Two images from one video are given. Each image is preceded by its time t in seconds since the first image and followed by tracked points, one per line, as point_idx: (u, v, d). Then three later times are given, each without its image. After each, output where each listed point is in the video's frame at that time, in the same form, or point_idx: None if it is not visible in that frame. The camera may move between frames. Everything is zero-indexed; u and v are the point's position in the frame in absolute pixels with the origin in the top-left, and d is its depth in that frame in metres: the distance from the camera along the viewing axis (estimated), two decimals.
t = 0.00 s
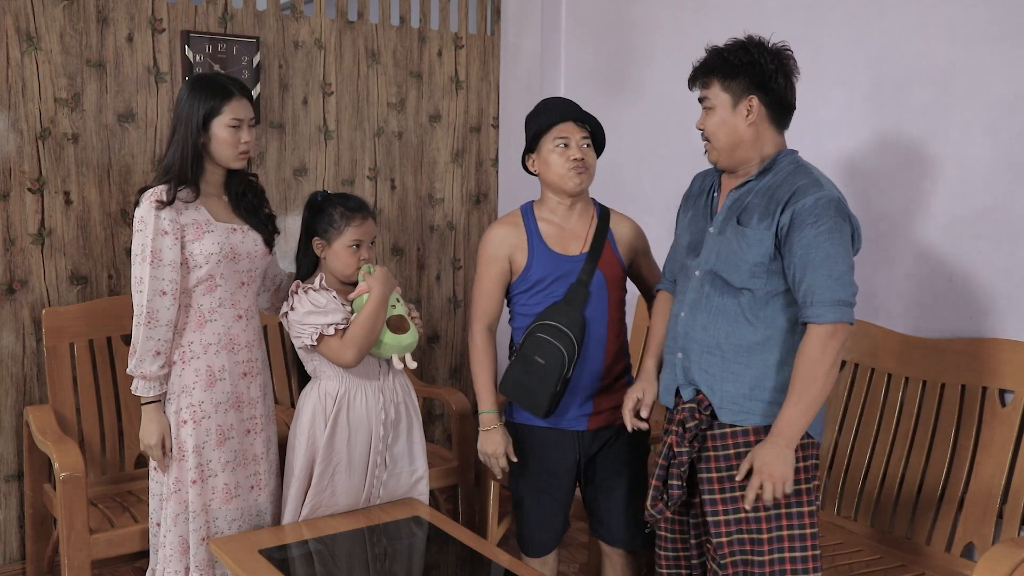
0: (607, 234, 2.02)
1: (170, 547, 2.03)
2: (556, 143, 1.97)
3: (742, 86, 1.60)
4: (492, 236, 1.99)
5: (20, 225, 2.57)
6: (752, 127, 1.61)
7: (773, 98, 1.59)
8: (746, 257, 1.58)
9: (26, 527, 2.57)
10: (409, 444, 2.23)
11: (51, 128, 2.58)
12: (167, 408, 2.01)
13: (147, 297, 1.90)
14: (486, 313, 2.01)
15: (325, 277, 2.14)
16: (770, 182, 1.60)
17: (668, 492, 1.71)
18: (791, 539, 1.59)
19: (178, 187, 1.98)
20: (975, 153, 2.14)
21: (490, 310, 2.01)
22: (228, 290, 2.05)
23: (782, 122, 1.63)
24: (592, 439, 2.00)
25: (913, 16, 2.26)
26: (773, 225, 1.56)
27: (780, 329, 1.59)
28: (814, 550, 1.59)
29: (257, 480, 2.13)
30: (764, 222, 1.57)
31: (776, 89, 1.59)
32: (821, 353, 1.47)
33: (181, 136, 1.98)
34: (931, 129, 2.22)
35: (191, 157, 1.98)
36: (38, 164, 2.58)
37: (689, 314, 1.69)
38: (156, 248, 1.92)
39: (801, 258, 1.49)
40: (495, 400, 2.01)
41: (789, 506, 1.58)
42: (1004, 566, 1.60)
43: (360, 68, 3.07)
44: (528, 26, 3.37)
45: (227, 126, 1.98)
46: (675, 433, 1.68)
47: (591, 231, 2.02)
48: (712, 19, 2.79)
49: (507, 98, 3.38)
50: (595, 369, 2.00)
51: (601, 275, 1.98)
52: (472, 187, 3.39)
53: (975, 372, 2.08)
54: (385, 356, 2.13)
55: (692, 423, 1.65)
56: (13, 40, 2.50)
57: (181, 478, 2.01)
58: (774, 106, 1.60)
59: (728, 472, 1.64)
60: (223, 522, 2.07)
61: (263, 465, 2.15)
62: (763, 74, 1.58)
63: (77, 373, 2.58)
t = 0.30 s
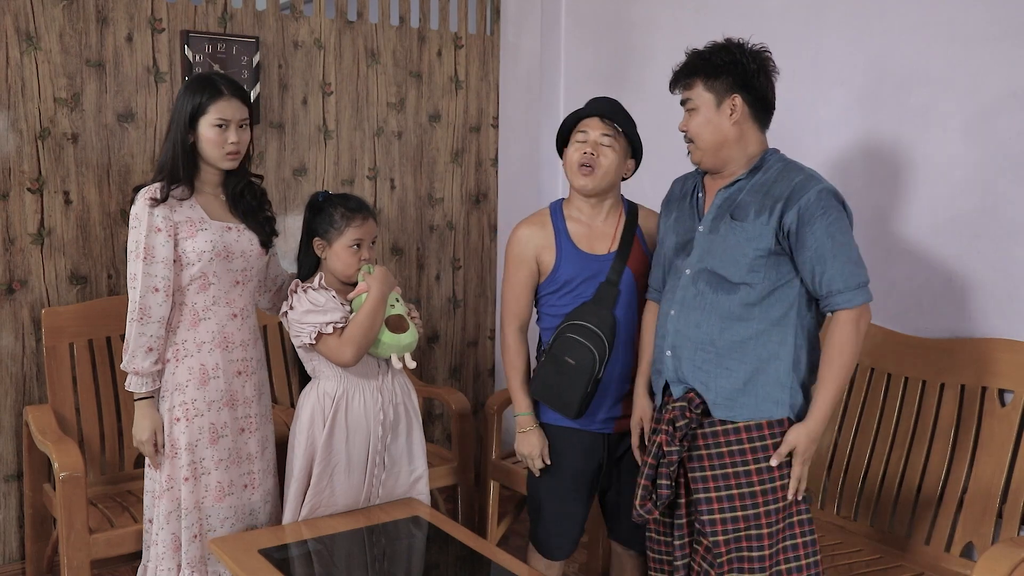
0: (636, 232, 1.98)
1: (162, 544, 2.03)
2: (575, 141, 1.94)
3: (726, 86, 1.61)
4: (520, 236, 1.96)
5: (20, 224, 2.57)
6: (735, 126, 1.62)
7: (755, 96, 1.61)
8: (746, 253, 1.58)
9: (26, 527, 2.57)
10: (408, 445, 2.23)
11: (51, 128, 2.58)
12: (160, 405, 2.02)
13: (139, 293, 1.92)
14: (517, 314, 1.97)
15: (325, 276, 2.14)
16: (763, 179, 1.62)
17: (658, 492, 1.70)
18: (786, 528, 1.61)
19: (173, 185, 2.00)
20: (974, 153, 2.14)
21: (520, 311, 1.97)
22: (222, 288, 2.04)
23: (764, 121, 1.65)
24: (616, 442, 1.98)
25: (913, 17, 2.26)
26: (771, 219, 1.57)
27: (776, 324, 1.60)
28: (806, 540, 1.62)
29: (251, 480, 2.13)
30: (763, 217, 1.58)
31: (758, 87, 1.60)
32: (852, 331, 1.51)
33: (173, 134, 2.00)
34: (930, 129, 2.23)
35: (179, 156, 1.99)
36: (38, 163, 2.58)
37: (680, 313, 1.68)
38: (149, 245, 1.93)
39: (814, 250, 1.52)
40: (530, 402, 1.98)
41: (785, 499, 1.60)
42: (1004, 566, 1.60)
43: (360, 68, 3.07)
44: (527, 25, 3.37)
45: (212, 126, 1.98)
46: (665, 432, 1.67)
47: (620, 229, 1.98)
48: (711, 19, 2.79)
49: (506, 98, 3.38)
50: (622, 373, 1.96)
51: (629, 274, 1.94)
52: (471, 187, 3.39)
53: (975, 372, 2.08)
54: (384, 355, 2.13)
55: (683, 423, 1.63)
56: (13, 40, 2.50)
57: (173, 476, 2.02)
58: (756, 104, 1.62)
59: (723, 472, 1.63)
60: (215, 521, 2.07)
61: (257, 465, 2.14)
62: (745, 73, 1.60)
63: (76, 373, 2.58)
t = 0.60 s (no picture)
0: (650, 231, 1.97)
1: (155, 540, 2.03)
2: (602, 149, 1.91)
3: (728, 87, 1.61)
4: (535, 233, 1.95)
5: (20, 224, 2.57)
6: (740, 127, 1.62)
7: (758, 97, 1.60)
8: (754, 257, 1.57)
9: (26, 527, 2.57)
10: (407, 447, 2.23)
11: (51, 128, 2.58)
12: (154, 402, 2.02)
13: (133, 290, 1.93)
14: (525, 312, 1.96)
15: (323, 276, 2.14)
16: (770, 180, 1.60)
17: (659, 499, 1.70)
18: (788, 547, 1.59)
19: (170, 185, 2.01)
20: (974, 152, 2.14)
21: (530, 309, 1.96)
22: (216, 286, 2.05)
23: (771, 122, 1.64)
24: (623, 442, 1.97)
25: (913, 17, 2.26)
26: (779, 221, 1.55)
27: (785, 327, 1.58)
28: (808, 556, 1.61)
29: (246, 478, 2.13)
30: (772, 219, 1.56)
31: (762, 88, 1.60)
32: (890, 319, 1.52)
33: (171, 134, 2.01)
34: (931, 128, 2.23)
35: (176, 156, 2.00)
36: (37, 163, 2.58)
37: (685, 317, 1.67)
38: (144, 241, 1.94)
39: (832, 245, 1.49)
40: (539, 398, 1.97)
41: (786, 512, 1.59)
42: (1004, 566, 1.59)
43: (360, 67, 3.07)
44: (527, 25, 3.37)
45: (207, 126, 1.98)
46: (668, 439, 1.67)
47: (634, 229, 1.97)
48: (711, 19, 2.79)
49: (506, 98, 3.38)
50: (632, 371, 1.97)
51: (643, 272, 1.94)
52: (471, 187, 3.39)
53: (975, 372, 2.08)
54: (382, 354, 2.12)
55: (685, 430, 1.63)
56: (13, 40, 2.50)
57: (167, 472, 2.02)
58: (760, 105, 1.61)
59: (724, 481, 1.62)
60: (211, 518, 2.07)
61: (251, 463, 2.15)
62: (747, 73, 1.60)
63: (76, 373, 2.58)
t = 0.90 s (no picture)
0: (662, 230, 1.98)
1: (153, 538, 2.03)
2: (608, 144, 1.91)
3: (759, 79, 1.60)
4: (546, 233, 1.93)
5: (20, 224, 2.57)
6: (767, 122, 1.61)
7: (790, 90, 1.59)
8: (779, 256, 1.56)
9: (25, 527, 2.57)
10: (407, 447, 2.23)
11: (51, 128, 2.58)
12: (151, 399, 2.02)
13: (130, 287, 1.94)
14: (533, 311, 1.95)
15: (320, 277, 2.14)
16: (798, 177, 1.59)
17: (673, 511, 1.68)
18: (809, 556, 1.59)
19: (171, 184, 2.02)
20: (975, 152, 2.14)
21: (540, 307, 1.95)
22: (215, 284, 2.04)
23: (801, 118, 1.62)
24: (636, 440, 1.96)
25: (914, 16, 2.26)
26: (805, 219, 1.54)
27: (808, 330, 1.56)
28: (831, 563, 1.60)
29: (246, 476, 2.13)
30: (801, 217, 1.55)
31: (794, 81, 1.58)
32: (943, 309, 1.48)
33: (175, 133, 2.01)
34: (932, 128, 2.23)
35: (179, 156, 2.01)
36: (37, 163, 2.58)
37: (705, 317, 1.67)
38: (142, 239, 1.95)
39: (869, 240, 1.49)
40: (545, 397, 1.97)
41: (807, 523, 1.58)
42: (1004, 566, 1.59)
43: (359, 67, 3.07)
44: (527, 25, 3.37)
45: (212, 127, 1.99)
46: (681, 449, 1.65)
47: (645, 229, 1.97)
48: (711, 18, 2.79)
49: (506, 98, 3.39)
50: (649, 371, 1.97)
51: (656, 271, 1.94)
52: (471, 186, 3.39)
53: (974, 372, 2.08)
54: (379, 356, 2.13)
55: (700, 439, 1.62)
56: (12, 40, 2.50)
57: (165, 469, 2.02)
58: (791, 99, 1.60)
59: (742, 493, 1.60)
60: (211, 517, 2.07)
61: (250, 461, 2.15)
62: (780, 65, 1.58)
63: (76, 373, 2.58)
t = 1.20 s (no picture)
0: (668, 229, 1.97)
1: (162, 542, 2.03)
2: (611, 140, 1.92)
3: (748, 91, 1.56)
4: (552, 234, 1.93)
5: (19, 224, 2.57)
6: (766, 131, 1.57)
7: (781, 93, 1.55)
8: (801, 258, 1.53)
9: (25, 527, 2.57)
10: (406, 446, 2.24)
11: (51, 127, 2.58)
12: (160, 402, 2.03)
13: (137, 291, 1.95)
14: (546, 312, 1.94)
15: (320, 278, 2.14)
16: (811, 173, 1.57)
17: (701, 519, 1.67)
18: (838, 560, 1.59)
19: (180, 186, 2.00)
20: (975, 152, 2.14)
21: (551, 309, 1.94)
22: (225, 285, 2.04)
23: (796, 114, 1.59)
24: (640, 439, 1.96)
25: (914, 16, 2.26)
26: (825, 217, 1.51)
27: (833, 329, 1.54)
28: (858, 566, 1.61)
29: (252, 477, 2.14)
30: (821, 215, 1.52)
31: (781, 83, 1.55)
32: (969, 287, 1.46)
33: (186, 133, 2.00)
34: (932, 127, 2.23)
35: (191, 156, 2.00)
36: (37, 162, 2.58)
37: (727, 325, 1.64)
38: (148, 241, 1.95)
39: (896, 225, 1.45)
40: (562, 397, 1.95)
41: (835, 528, 1.58)
42: (1003, 566, 1.59)
43: (359, 66, 3.07)
44: (527, 25, 3.37)
45: (226, 126, 1.98)
46: (709, 456, 1.64)
47: (651, 228, 1.97)
48: (711, 18, 2.79)
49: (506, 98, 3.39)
50: (654, 371, 1.96)
51: (662, 270, 1.94)
52: (471, 186, 3.39)
53: (974, 372, 2.08)
54: (377, 357, 2.13)
55: (727, 447, 1.60)
56: (12, 39, 2.49)
57: (175, 472, 2.02)
58: (784, 100, 1.56)
59: (769, 500, 1.59)
60: (219, 520, 2.07)
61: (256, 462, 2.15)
62: (764, 72, 1.55)
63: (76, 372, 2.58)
